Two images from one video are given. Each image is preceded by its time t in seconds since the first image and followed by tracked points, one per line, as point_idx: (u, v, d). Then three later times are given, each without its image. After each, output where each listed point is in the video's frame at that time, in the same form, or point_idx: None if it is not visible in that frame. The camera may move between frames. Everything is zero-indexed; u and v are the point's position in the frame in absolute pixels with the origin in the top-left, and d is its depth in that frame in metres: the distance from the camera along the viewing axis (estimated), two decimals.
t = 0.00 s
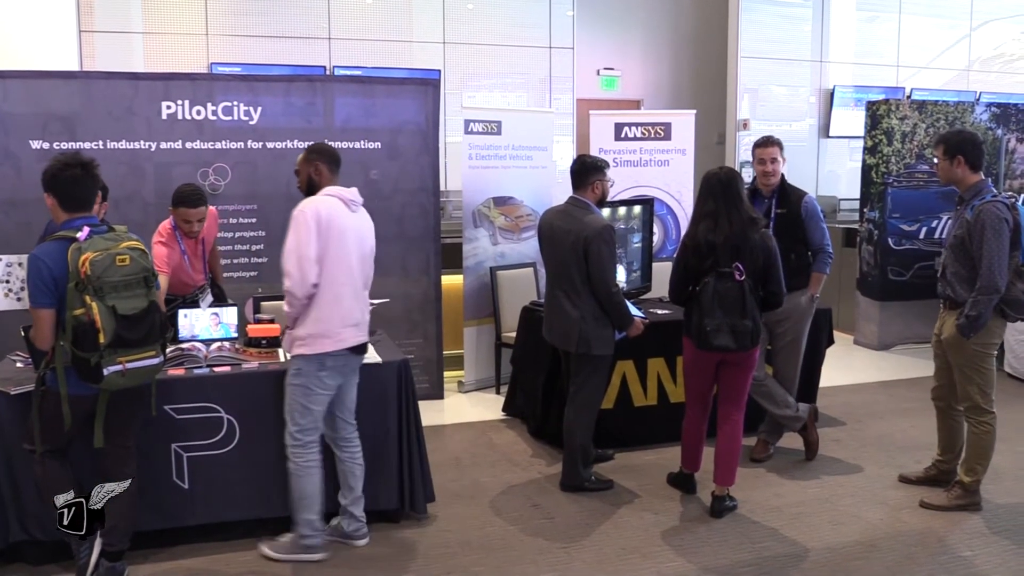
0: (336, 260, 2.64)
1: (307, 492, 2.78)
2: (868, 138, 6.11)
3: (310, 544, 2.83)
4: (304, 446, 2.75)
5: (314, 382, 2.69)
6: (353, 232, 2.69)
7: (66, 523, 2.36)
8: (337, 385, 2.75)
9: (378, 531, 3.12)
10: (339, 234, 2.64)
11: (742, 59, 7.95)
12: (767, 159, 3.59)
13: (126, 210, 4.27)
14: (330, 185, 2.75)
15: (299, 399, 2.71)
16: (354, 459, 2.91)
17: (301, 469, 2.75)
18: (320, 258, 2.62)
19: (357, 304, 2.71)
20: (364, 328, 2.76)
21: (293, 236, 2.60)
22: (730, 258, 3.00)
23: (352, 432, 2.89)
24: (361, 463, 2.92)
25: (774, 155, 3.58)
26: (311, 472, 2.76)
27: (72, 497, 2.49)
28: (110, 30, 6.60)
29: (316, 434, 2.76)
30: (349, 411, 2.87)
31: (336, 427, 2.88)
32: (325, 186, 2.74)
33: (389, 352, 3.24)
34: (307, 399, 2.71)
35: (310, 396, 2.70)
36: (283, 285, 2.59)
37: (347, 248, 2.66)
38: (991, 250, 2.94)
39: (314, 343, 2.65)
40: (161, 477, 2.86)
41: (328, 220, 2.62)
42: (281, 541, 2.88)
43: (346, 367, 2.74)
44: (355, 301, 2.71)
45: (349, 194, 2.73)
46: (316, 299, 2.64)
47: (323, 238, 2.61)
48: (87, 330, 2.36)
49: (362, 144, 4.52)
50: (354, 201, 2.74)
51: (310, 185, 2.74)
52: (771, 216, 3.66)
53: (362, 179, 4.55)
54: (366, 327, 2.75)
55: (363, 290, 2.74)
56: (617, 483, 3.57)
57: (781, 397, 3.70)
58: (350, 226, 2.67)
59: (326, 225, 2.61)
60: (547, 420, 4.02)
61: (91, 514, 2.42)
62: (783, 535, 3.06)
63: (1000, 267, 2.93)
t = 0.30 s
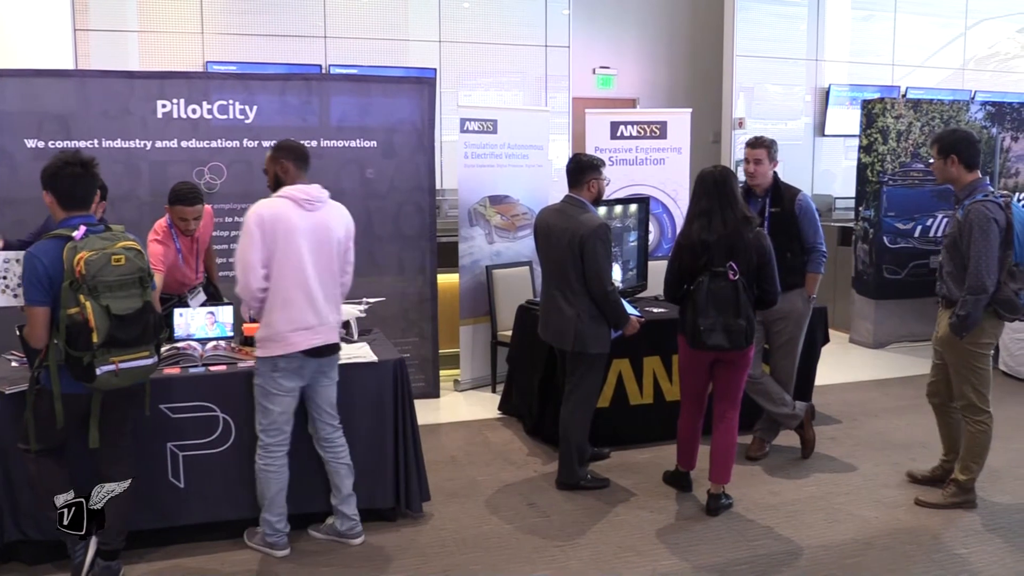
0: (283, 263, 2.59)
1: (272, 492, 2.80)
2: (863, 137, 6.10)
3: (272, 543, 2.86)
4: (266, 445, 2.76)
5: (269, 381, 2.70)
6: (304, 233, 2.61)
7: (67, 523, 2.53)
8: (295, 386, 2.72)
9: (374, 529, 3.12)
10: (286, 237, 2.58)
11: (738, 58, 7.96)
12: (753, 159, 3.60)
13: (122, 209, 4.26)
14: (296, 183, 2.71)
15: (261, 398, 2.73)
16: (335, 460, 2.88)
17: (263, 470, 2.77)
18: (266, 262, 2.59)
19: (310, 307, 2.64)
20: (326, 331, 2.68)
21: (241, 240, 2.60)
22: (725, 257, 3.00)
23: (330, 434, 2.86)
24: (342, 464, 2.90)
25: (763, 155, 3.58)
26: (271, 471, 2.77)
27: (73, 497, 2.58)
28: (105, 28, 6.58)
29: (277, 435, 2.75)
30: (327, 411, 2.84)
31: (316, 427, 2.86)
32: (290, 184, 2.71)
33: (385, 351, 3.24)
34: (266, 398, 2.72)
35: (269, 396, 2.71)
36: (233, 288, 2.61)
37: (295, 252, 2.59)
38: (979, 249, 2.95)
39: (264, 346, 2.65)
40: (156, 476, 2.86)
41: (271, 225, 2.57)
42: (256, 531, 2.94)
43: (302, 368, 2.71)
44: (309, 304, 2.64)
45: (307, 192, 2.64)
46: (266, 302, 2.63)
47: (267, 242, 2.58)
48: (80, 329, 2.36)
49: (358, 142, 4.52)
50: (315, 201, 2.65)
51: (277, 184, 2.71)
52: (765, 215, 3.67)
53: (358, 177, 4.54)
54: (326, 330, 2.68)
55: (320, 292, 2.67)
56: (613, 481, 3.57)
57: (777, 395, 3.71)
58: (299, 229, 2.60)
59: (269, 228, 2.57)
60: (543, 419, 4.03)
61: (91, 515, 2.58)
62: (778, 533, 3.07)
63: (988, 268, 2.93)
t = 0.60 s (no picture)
0: (240, 266, 2.62)
1: (257, 490, 2.80)
2: (854, 135, 6.12)
3: (264, 542, 2.86)
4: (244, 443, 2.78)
5: (240, 382, 2.72)
6: (258, 233, 2.63)
7: (67, 522, 2.53)
8: (265, 385, 2.74)
9: (367, 528, 3.11)
10: (240, 240, 2.61)
11: (730, 57, 7.97)
12: (748, 155, 3.61)
13: (113, 208, 4.25)
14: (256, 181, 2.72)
15: (237, 398, 2.76)
16: (316, 459, 2.87)
17: (246, 471, 2.79)
18: (225, 267, 2.63)
19: (268, 307, 2.65)
20: (291, 330, 2.68)
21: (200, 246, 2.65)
22: (716, 256, 3.01)
23: (309, 433, 2.84)
24: (320, 464, 2.87)
25: (756, 152, 3.60)
26: (252, 470, 2.78)
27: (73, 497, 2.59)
28: (96, 26, 6.56)
29: (256, 434, 2.77)
30: (305, 411, 2.82)
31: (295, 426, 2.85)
32: (250, 182, 2.72)
33: (378, 350, 3.23)
34: (240, 397, 2.74)
35: (243, 395, 2.74)
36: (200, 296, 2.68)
37: (248, 253, 2.62)
38: (963, 248, 2.97)
39: (231, 348, 2.69)
40: (148, 476, 2.85)
41: (223, 228, 2.61)
42: (249, 531, 2.94)
43: (269, 368, 2.72)
44: (271, 304, 2.66)
45: (259, 191, 2.64)
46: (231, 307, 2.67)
47: (221, 246, 2.61)
48: (69, 327, 2.35)
49: (351, 141, 4.51)
50: (270, 199, 2.66)
51: (240, 183, 2.72)
52: (755, 213, 3.68)
53: (351, 176, 4.54)
54: (290, 328, 2.68)
55: (281, 291, 2.67)
56: (606, 479, 3.58)
57: (770, 393, 3.72)
58: (250, 230, 2.62)
59: (222, 233, 2.60)
60: (536, 417, 4.03)
61: (91, 515, 2.57)
62: (770, 530, 3.08)
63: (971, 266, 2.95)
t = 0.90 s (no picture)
0: (213, 267, 2.62)
1: (240, 491, 2.79)
2: (837, 134, 6.16)
3: (248, 542, 2.85)
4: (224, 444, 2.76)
5: (218, 382, 2.72)
6: (228, 233, 2.62)
7: (67, 523, 2.50)
8: (243, 385, 2.73)
9: (352, 528, 3.11)
10: (210, 241, 2.61)
11: (714, 56, 8.00)
12: (732, 152, 3.62)
13: (95, 207, 4.22)
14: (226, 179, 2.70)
15: (216, 398, 2.75)
16: (287, 463, 2.84)
17: (227, 471, 2.78)
18: (197, 269, 2.63)
19: (241, 308, 2.64)
20: (266, 329, 2.67)
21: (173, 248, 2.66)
22: (701, 255, 3.02)
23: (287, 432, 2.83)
24: (286, 469, 2.84)
25: (741, 148, 3.61)
26: (233, 470, 2.77)
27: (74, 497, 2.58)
28: (78, 24, 6.51)
29: (236, 434, 2.76)
30: (280, 411, 2.80)
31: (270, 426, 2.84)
32: (221, 181, 2.70)
33: (362, 349, 3.22)
34: (219, 398, 2.73)
35: (221, 395, 2.73)
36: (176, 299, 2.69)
37: (218, 254, 2.61)
38: (936, 246, 3.01)
39: (207, 350, 2.69)
40: (131, 477, 2.83)
41: (194, 230, 2.61)
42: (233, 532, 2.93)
43: (245, 367, 2.71)
44: (245, 305, 2.65)
45: (228, 191, 2.63)
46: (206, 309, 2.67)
47: (192, 248, 2.61)
48: (39, 324, 2.33)
49: (335, 140, 4.50)
50: (239, 198, 2.65)
51: (213, 182, 2.71)
52: (739, 211, 3.69)
53: (334, 175, 4.52)
54: (264, 328, 2.66)
55: (255, 291, 2.66)
56: (590, 477, 3.59)
57: (754, 391, 3.74)
58: (220, 230, 2.61)
59: (192, 234, 2.60)
60: (521, 415, 4.04)
61: (91, 516, 2.55)
62: (753, 526, 3.10)
63: (941, 264, 2.99)
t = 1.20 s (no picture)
0: (199, 267, 2.59)
1: (217, 493, 2.77)
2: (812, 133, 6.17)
3: (226, 544, 2.83)
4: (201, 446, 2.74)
5: (196, 383, 2.68)
6: (216, 234, 2.60)
7: (66, 522, 2.62)
8: (221, 385, 2.70)
9: (331, 528, 3.09)
10: (199, 240, 2.58)
11: (690, 55, 8.05)
12: (715, 152, 3.65)
13: (68, 206, 4.17)
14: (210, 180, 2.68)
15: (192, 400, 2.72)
16: (261, 469, 2.82)
17: (205, 472, 2.76)
18: (182, 268, 2.59)
19: (225, 309, 2.63)
20: (249, 331, 2.66)
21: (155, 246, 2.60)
22: (680, 253, 3.03)
23: (264, 434, 2.81)
24: (260, 475, 2.82)
25: (724, 149, 3.63)
26: (211, 473, 2.75)
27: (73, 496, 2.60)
28: (51, 21, 6.43)
29: (214, 436, 2.73)
30: (255, 414, 2.78)
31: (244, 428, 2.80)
32: (202, 181, 2.68)
33: (340, 349, 3.21)
34: (197, 399, 2.70)
35: (198, 397, 2.70)
36: (153, 298, 2.63)
37: (206, 254, 2.59)
38: (916, 243, 3.04)
39: (185, 350, 2.65)
40: (106, 481, 2.80)
41: (182, 228, 2.57)
42: (210, 534, 2.91)
43: (225, 368, 2.69)
44: (230, 306, 2.63)
45: (217, 191, 2.62)
46: (187, 309, 2.63)
47: (178, 247, 2.57)
48: None
49: (311, 139, 4.47)
50: (227, 199, 2.63)
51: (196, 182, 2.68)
52: (717, 210, 3.71)
53: (311, 174, 4.50)
54: (248, 330, 2.65)
55: (240, 292, 2.65)
56: (569, 476, 3.59)
57: (730, 389, 3.75)
58: (210, 230, 2.59)
59: (180, 233, 2.56)
60: (499, 415, 4.04)
61: (90, 514, 2.72)
62: (731, 523, 3.12)
63: (920, 261, 3.02)
